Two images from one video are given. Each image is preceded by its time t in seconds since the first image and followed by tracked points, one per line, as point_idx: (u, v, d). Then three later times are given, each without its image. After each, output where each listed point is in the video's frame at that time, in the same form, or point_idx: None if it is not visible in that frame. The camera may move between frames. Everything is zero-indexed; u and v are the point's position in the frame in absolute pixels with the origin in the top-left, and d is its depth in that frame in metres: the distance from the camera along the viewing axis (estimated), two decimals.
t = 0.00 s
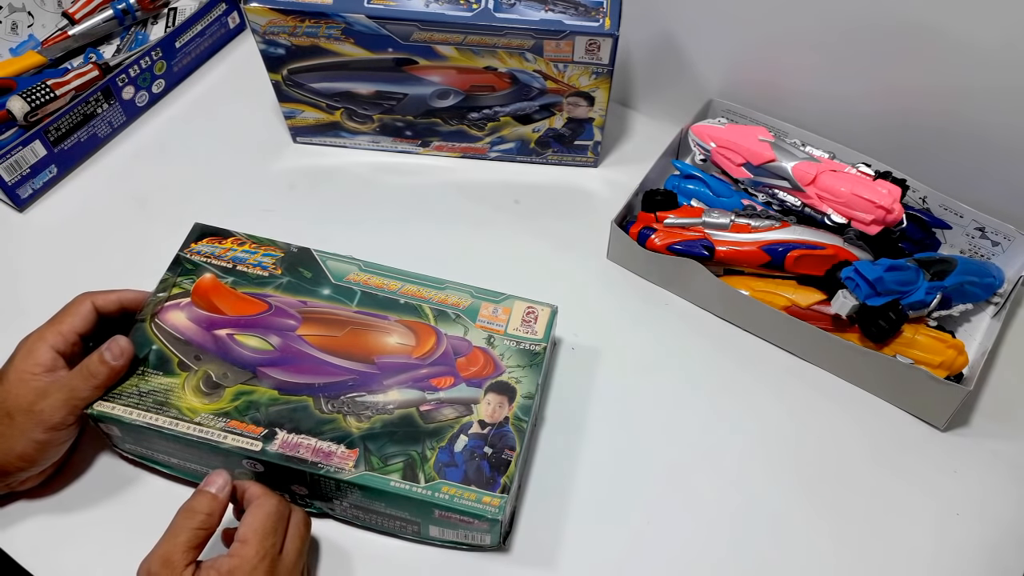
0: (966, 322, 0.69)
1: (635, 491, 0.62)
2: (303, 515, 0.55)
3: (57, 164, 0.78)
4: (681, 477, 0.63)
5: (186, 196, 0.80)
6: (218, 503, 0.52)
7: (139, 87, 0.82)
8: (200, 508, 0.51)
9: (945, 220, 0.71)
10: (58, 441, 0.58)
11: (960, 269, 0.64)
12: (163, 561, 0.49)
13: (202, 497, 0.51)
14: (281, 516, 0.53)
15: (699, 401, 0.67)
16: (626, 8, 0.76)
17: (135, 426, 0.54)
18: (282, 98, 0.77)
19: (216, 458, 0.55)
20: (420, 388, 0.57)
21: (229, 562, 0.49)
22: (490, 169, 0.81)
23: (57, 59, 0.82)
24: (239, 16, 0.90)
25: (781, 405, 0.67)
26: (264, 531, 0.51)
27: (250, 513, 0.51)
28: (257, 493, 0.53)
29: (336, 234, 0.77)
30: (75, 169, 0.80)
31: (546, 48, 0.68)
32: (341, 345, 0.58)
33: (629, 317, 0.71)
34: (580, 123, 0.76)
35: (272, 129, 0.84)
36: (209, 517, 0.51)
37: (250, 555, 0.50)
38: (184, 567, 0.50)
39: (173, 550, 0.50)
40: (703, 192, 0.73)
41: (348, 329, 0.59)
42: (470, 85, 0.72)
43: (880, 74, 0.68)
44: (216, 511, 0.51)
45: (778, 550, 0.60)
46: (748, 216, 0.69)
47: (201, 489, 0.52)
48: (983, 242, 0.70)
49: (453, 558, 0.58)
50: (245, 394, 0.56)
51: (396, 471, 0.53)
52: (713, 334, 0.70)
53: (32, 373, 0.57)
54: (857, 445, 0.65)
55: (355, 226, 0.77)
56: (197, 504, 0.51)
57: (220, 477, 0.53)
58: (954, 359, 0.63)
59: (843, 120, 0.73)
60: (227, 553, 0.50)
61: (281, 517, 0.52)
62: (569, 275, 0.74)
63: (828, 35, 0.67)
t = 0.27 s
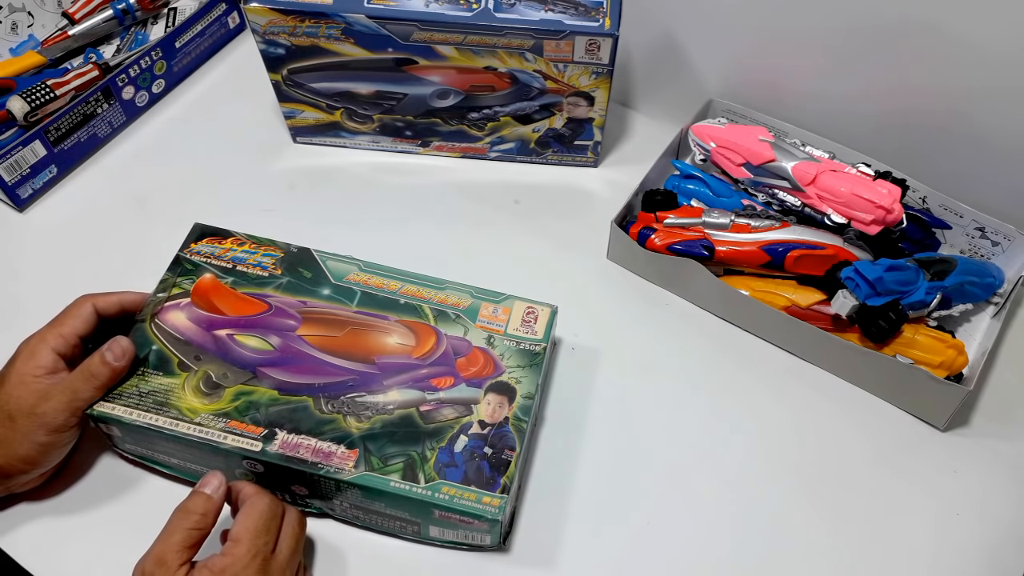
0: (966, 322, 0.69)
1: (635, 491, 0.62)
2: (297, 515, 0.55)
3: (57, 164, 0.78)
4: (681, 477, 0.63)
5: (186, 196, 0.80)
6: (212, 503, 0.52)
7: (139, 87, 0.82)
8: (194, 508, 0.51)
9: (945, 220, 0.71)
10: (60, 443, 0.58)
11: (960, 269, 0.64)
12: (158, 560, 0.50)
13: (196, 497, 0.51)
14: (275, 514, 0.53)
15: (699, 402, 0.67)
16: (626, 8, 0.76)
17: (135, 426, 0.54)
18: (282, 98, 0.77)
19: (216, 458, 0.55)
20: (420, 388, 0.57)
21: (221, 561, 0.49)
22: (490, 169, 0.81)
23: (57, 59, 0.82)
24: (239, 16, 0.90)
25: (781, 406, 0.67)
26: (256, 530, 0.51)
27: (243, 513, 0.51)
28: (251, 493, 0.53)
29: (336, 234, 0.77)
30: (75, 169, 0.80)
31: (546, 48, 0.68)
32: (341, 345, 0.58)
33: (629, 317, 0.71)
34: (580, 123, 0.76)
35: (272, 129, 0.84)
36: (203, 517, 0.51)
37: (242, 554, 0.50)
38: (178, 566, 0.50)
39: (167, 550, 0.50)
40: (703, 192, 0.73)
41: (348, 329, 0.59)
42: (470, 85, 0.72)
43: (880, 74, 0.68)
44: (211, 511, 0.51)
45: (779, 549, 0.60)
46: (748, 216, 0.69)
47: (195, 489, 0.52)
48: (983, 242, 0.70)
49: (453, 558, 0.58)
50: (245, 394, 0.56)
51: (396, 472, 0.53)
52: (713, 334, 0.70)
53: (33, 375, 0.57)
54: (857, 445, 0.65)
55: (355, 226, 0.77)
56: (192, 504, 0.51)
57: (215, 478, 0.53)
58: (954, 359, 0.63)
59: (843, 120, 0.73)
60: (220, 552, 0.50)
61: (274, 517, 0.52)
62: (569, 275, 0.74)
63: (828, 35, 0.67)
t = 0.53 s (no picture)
0: (966, 322, 0.69)
1: (635, 491, 0.62)
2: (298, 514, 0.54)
3: (57, 164, 0.78)
4: (681, 477, 0.63)
5: (186, 196, 0.80)
6: (212, 503, 0.52)
7: (139, 87, 0.82)
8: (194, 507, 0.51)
9: (944, 220, 0.71)
10: (60, 434, 0.58)
11: (959, 269, 0.64)
12: (157, 559, 0.50)
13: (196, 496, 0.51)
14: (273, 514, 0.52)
15: (699, 401, 0.67)
16: (626, 8, 0.76)
17: (134, 425, 0.54)
18: (282, 98, 0.77)
19: (216, 458, 0.55)
20: (420, 387, 0.57)
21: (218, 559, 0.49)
22: (490, 169, 0.81)
23: (57, 59, 0.82)
24: (239, 16, 0.90)
25: (781, 405, 0.67)
26: (254, 528, 0.51)
27: (242, 511, 0.51)
28: (249, 492, 0.53)
29: (336, 234, 0.77)
30: (75, 169, 0.80)
31: (546, 48, 0.68)
32: (341, 345, 0.58)
33: (629, 317, 0.71)
34: (580, 123, 0.76)
35: (272, 129, 0.84)
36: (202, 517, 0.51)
37: (239, 552, 0.50)
38: (177, 565, 0.50)
39: (167, 548, 0.50)
40: (703, 192, 0.73)
41: (348, 329, 0.59)
42: (470, 85, 0.72)
43: (880, 74, 0.68)
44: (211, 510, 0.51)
45: (779, 549, 0.60)
46: (747, 216, 0.69)
47: (196, 488, 0.52)
48: (983, 242, 0.70)
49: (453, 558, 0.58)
50: (245, 393, 0.55)
51: (396, 471, 0.53)
52: (713, 334, 0.70)
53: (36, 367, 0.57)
54: (857, 445, 0.65)
55: (355, 226, 0.77)
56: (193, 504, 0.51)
57: (215, 478, 0.53)
58: (954, 359, 0.63)
59: (843, 120, 0.73)
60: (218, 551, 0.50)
61: (271, 516, 0.52)
62: (569, 275, 0.74)
63: (828, 35, 0.67)
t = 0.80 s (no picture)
0: (966, 322, 0.69)
1: (635, 491, 0.62)
2: (315, 521, 0.53)
3: (57, 164, 0.78)
4: (681, 477, 0.63)
5: (186, 197, 0.80)
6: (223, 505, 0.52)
7: (139, 87, 0.82)
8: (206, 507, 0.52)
9: (944, 220, 0.71)
10: (26, 420, 0.55)
11: (959, 270, 0.64)
12: (163, 555, 0.50)
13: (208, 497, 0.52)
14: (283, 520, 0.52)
15: (699, 401, 0.67)
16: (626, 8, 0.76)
17: (134, 424, 0.54)
18: (282, 98, 0.77)
19: (216, 457, 0.55)
20: (420, 387, 0.57)
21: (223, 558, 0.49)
22: (490, 169, 0.81)
23: (57, 59, 0.82)
24: (239, 16, 0.90)
25: (781, 406, 0.67)
26: (262, 530, 0.50)
27: (252, 513, 0.51)
28: (262, 493, 0.53)
29: (336, 234, 0.77)
30: (75, 169, 0.80)
31: (546, 48, 0.68)
32: (341, 345, 0.58)
33: (629, 317, 0.71)
34: (580, 123, 0.76)
35: (272, 129, 0.84)
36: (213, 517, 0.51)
37: (244, 553, 0.49)
38: (182, 563, 0.49)
39: (174, 546, 0.50)
40: (703, 192, 0.73)
41: (348, 329, 0.59)
42: (470, 85, 0.72)
43: (881, 74, 0.68)
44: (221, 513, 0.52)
45: (779, 549, 0.60)
46: (748, 216, 0.69)
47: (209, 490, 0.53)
48: (983, 242, 0.70)
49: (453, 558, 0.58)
50: (245, 393, 0.55)
51: (396, 471, 0.53)
52: (713, 334, 0.70)
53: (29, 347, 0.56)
54: (857, 446, 0.65)
55: (355, 226, 0.77)
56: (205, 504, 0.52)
57: (227, 479, 0.54)
58: (954, 359, 0.63)
59: (844, 120, 0.73)
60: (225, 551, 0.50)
61: (282, 520, 0.52)
62: (569, 276, 0.74)
63: (828, 35, 0.67)
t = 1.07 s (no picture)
0: (966, 322, 0.69)
1: (635, 491, 0.62)
2: (316, 522, 0.53)
3: (57, 164, 0.78)
4: (681, 477, 0.63)
5: (185, 197, 0.80)
6: (220, 504, 0.52)
7: (139, 87, 0.82)
8: (203, 506, 0.52)
9: (944, 220, 0.71)
10: (38, 418, 0.56)
11: (960, 269, 0.64)
12: (161, 552, 0.50)
13: (205, 496, 0.52)
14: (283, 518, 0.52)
15: (699, 401, 0.67)
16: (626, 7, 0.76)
17: (150, 416, 0.54)
18: (282, 98, 0.77)
19: (232, 448, 0.55)
20: (434, 379, 0.57)
21: (220, 555, 0.49)
22: (490, 169, 0.81)
23: (57, 59, 0.82)
24: (239, 16, 0.90)
25: (781, 406, 0.67)
26: (260, 528, 0.51)
27: (251, 511, 0.51)
28: (263, 490, 0.53)
29: (336, 234, 0.77)
30: (75, 169, 0.80)
31: (546, 48, 0.68)
32: (354, 338, 0.58)
33: (629, 316, 0.71)
34: (580, 123, 0.76)
35: (272, 129, 0.84)
36: (210, 516, 0.52)
37: (242, 550, 0.49)
38: (179, 560, 0.49)
39: (172, 543, 0.50)
40: (703, 192, 0.73)
41: (362, 322, 0.59)
42: (470, 85, 0.72)
43: (881, 73, 0.68)
44: (219, 511, 0.52)
45: (778, 549, 0.60)
46: (748, 216, 0.69)
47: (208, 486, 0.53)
48: (983, 242, 0.70)
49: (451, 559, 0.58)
50: (260, 385, 0.56)
51: (412, 461, 0.53)
52: (713, 334, 0.70)
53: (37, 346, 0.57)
54: (857, 446, 0.65)
55: (354, 227, 0.77)
56: (202, 503, 0.52)
57: (226, 478, 0.54)
58: (954, 359, 0.63)
59: (844, 120, 0.73)
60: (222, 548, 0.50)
61: (282, 518, 0.52)
62: (569, 276, 0.74)
63: (829, 34, 0.67)
